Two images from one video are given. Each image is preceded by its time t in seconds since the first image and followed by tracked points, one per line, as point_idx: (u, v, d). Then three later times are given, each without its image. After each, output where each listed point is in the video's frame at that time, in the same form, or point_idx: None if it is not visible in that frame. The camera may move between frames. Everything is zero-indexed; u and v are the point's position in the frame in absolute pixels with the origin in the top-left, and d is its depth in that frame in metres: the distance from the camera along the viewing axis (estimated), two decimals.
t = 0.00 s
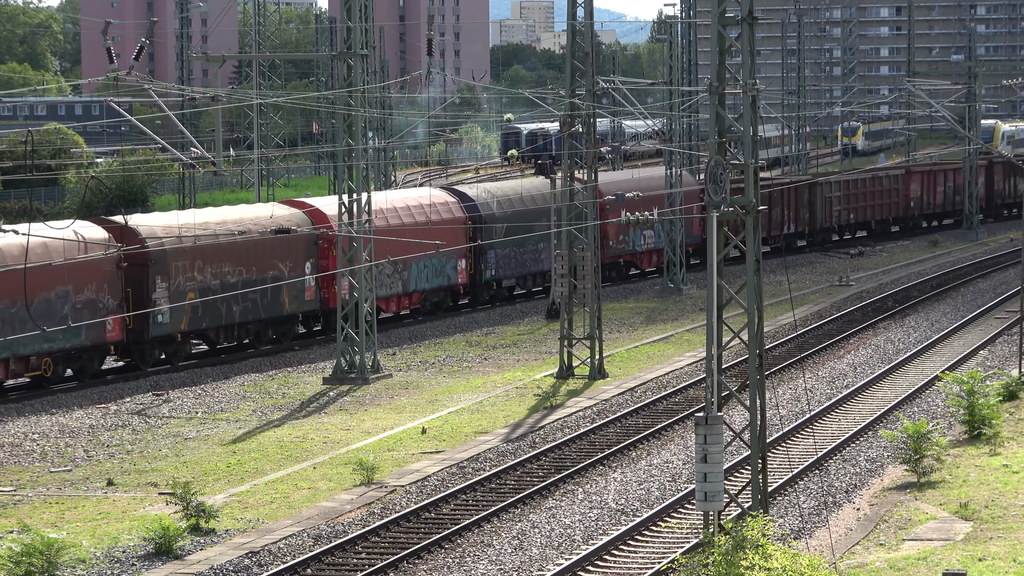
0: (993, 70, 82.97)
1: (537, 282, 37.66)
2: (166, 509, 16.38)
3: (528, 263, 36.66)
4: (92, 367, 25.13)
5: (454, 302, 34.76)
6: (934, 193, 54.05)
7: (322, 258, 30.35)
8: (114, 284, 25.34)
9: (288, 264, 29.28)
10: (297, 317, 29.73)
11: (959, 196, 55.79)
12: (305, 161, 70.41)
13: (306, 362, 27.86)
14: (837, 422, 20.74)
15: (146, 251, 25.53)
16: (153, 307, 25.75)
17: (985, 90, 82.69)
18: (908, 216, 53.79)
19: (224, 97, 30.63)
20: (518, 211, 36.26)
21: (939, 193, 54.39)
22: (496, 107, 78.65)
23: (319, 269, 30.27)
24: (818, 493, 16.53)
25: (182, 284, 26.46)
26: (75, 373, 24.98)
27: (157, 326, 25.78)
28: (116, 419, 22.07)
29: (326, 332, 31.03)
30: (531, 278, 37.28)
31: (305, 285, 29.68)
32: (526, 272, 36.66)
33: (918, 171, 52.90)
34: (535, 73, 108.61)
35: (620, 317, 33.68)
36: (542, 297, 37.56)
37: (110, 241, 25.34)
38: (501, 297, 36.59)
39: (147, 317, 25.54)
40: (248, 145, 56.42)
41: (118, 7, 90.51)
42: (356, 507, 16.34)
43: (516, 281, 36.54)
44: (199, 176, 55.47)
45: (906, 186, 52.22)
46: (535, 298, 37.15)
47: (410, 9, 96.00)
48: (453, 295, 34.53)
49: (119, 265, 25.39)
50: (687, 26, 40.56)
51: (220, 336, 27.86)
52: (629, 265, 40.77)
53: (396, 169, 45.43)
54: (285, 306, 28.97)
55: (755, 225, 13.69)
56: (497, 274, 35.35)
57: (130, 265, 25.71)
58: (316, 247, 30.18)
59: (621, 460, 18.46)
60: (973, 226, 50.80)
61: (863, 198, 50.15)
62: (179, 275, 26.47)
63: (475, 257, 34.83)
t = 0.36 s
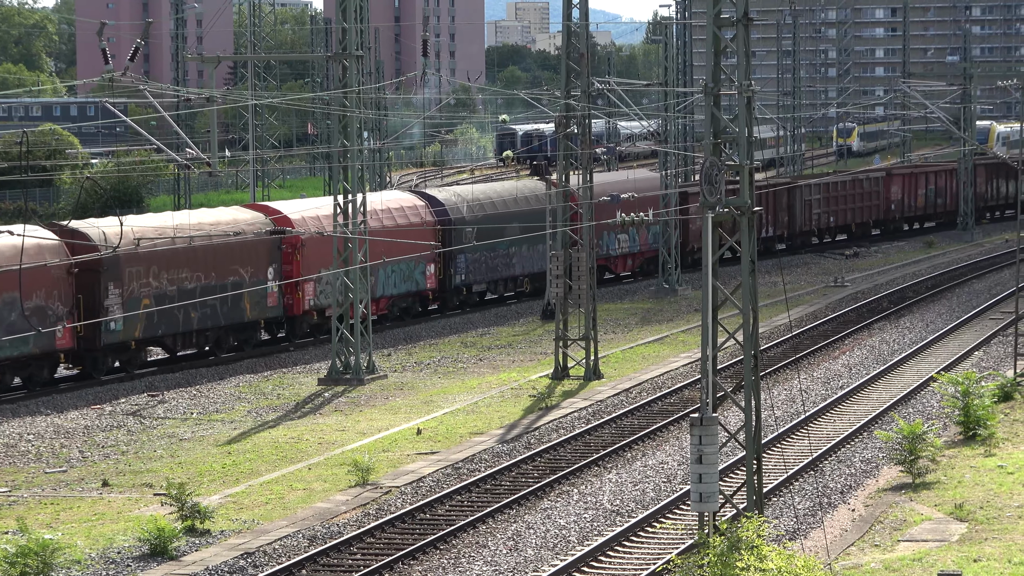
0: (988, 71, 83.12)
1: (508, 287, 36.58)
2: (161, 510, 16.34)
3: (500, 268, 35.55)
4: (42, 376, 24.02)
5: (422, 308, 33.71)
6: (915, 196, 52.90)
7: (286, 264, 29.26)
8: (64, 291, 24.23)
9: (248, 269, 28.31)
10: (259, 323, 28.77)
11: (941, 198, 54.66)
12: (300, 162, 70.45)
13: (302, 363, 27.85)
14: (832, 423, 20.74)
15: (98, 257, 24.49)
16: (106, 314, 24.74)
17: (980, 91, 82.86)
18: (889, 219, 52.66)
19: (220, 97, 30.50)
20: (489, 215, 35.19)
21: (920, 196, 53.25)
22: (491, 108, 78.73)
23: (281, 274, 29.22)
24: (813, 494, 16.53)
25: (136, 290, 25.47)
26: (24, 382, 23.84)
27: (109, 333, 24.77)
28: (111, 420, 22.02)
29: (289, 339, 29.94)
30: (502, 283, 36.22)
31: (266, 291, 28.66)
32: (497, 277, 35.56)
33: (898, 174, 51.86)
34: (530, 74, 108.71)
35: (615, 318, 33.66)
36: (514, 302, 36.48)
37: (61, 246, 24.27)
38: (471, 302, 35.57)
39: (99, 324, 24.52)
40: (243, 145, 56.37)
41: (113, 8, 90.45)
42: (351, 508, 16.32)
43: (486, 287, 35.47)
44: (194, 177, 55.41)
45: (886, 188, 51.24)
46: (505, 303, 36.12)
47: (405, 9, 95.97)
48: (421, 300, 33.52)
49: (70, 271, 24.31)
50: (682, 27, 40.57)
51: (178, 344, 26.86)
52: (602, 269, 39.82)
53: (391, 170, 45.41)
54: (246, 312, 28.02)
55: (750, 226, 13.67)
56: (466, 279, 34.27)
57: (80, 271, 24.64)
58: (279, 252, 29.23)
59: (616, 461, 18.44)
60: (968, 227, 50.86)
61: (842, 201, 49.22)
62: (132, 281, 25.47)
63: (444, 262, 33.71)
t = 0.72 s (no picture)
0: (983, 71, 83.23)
1: (479, 292, 35.45)
2: (157, 510, 16.30)
3: (471, 271, 34.51)
4: None
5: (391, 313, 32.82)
6: (897, 197, 51.73)
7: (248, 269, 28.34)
8: (13, 298, 23.24)
9: (208, 274, 27.36)
10: (219, 330, 27.76)
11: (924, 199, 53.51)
12: (296, 163, 70.46)
13: (297, 364, 27.79)
14: (828, 423, 20.74)
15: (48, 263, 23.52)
16: (56, 321, 23.79)
17: (976, 91, 83.04)
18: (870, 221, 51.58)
19: (216, 98, 30.42)
20: (460, 218, 34.18)
21: (902, 198, 52.01)
22: (486, 109, 78.80)
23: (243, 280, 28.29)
24: (808, 495, 16.51)
25: (88, 296, 24.51)
26: None
27: (59, 340, 23.83)
28: (106, 420, 21.98)
29: (252, 346, 29.01)
30: (473, 287, 35.16)
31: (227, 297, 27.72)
32: (468, 281, 34.54)
33: (881, 175, 50.82)
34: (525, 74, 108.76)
35: (610, 318, 33.65)
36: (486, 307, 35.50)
37: (9, 252, 23.28)
38: (441, 307, 34.50)
39: (48, 332, 23.57)
40: (238, 146, 56.34)
41: (108, 8, 90.32)
42: (347, 508, 16.30)
43: (457, 291, 34.46)
44: (189, 177, 55.40)
45: (867, 191, 50.22)
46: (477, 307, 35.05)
47: (400, 9, 95.88)
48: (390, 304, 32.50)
49: (18, 277, 23.33)
50: (678, 28, 40.58)
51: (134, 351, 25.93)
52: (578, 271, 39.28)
53: (386, 170, 45.38)
54: (205, 319, 27.03)
55: (746, 226, 13.65)
56: (436, 283, 33.33)
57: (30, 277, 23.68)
58: (240, 256, 28.28)
59: (611, 462, 18.44)
60: (963, 227, 50.92)
61: (822, 202, 48.29)
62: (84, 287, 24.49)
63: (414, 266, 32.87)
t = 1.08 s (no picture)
0: (979, 70, 83.33)
1: (451, 297, 34.75)
2: (154, 511, 16.28)
3: (441, 276, 33.78)
4: None
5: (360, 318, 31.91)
6: (879, 199, 51.44)
7: (209, 274, 27.28)
8: None
9: (167, 280, 26.29)
10: (177, 337, 26.77)
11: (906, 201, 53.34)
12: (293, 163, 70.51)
13: (294, 364, 27.77)
14: (825, 423, 20.74)
15: None
16: (4, 328, 22.77)
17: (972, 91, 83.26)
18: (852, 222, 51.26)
19: (213, 99, 30.34)
20: (430, 222, 33.55)
21: (885, 199, 51.69)
22: (483, 110, 78.85)
23: (203, 285, 27.28)
24: (805, 494, 16.52)
25: (39, 303, 23.49)
26: None
27: (8, 349, 22.81)
28: (103, 421, 21.94)
29: (215, 353, 28.02)
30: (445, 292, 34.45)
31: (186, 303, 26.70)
32: (439, 286, 33.82)
33: (863, 177, 50.44)
34: (522, 75, 108.85)
35: (607, 318, 33.63)
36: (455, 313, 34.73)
37: None
38: (412, 313, 33.80)
39: None
40: (234, 146, 56.33)
41: (104, 8, 90.31)
42: (344, 509, 16.29)
43: (427, 296, 33.74)
44: (186, 178, 55.42)
45: (849, 192, 49.86)
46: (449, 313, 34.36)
47: (396, 10, 95.83)
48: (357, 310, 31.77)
49: None
50: (674, 28, 40.59)
51: (88, 358, 24.94)
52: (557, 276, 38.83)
53: (383, 170, 45.34)
54: (163, 326, 26.01)
55: (744, 226, 13.65)
56: (406, 288, 32.60)
57: None
58: (201, 261, 27.22)
59: (609, 462, 18.43)
60: (960, 227, 50.98)
61: (803, 204, 47.69)
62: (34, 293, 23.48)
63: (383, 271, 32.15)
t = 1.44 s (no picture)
0: (976, 70, 83.50)
1: (422, 302, 33.78)
2: (152, 512, 16.28)
3: (413, 281, 32.75)
4: None
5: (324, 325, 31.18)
6: (862, 201, 50.70)
7: (169, 279, 26.40)
8: None
9: (123, 286, 25.35)
10: (135, 345, 25.75)
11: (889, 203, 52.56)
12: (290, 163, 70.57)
13: (292, 365, 27.74)
14: (822, 423, 20.75)
15: None
16: None
17: (969, 91, 83.41)
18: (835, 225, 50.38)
19: (209, 100, 30.19)
20: (400, 226, 32.35)
21: (868, 201, 50.92)
22: (480, 110, 78.91)
23: (163, 292, 26.38)
24: (803, 495, 16.52)
25: None
26: None
27: None
28: (100, 422, 21.94)
29: (175, 361, 26.97)
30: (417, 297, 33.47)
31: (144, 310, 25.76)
32: (411, 291, 32.81)
33: (846, 178, 49.81)
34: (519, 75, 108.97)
35: (605, 318, 33.66)
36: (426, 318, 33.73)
37: None
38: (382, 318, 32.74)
39: None
40: (231, 146, 56.34)
41: (101, 9, 90.28)
42: (342, 510, 16.28)
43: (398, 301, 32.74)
44: (183, 179, 55.46)
45: (831, 194, 49.09)
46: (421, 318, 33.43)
47: (393, 11, 95.85)
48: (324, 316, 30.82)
49: None
50: (672, 28, 40.55)
51: (40, 368, 23.85)
52: (527, 282, 38.15)
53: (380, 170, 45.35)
54: (119, 334, 25.01)
55: (740, 226, 13.63)
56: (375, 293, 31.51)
57: None
58: (159, 266, 26.31)
59: (606, 462, 18.44)
60: (957, 227, 51.04)
61: (784, 207, 46.70)
62: None
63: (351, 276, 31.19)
